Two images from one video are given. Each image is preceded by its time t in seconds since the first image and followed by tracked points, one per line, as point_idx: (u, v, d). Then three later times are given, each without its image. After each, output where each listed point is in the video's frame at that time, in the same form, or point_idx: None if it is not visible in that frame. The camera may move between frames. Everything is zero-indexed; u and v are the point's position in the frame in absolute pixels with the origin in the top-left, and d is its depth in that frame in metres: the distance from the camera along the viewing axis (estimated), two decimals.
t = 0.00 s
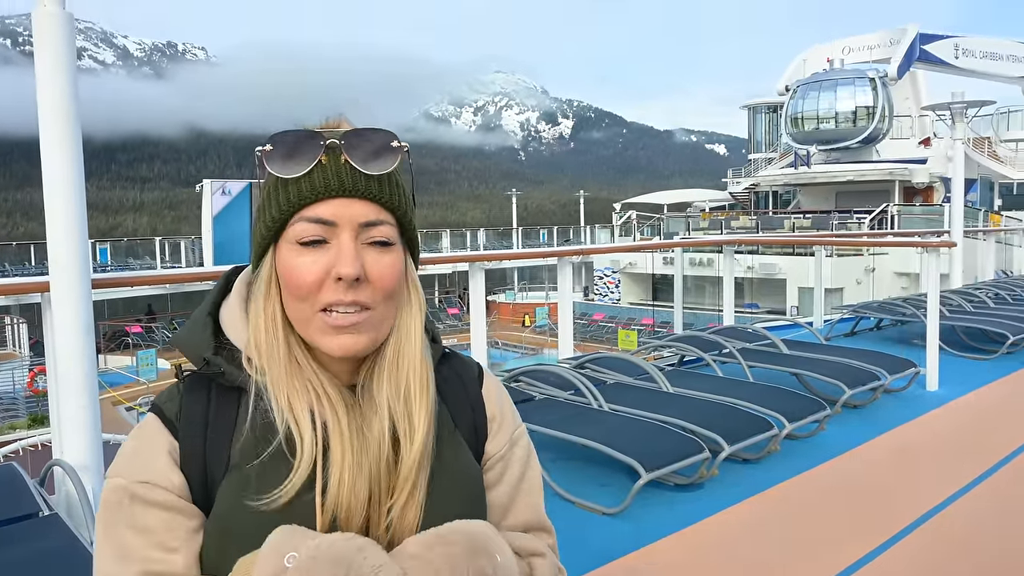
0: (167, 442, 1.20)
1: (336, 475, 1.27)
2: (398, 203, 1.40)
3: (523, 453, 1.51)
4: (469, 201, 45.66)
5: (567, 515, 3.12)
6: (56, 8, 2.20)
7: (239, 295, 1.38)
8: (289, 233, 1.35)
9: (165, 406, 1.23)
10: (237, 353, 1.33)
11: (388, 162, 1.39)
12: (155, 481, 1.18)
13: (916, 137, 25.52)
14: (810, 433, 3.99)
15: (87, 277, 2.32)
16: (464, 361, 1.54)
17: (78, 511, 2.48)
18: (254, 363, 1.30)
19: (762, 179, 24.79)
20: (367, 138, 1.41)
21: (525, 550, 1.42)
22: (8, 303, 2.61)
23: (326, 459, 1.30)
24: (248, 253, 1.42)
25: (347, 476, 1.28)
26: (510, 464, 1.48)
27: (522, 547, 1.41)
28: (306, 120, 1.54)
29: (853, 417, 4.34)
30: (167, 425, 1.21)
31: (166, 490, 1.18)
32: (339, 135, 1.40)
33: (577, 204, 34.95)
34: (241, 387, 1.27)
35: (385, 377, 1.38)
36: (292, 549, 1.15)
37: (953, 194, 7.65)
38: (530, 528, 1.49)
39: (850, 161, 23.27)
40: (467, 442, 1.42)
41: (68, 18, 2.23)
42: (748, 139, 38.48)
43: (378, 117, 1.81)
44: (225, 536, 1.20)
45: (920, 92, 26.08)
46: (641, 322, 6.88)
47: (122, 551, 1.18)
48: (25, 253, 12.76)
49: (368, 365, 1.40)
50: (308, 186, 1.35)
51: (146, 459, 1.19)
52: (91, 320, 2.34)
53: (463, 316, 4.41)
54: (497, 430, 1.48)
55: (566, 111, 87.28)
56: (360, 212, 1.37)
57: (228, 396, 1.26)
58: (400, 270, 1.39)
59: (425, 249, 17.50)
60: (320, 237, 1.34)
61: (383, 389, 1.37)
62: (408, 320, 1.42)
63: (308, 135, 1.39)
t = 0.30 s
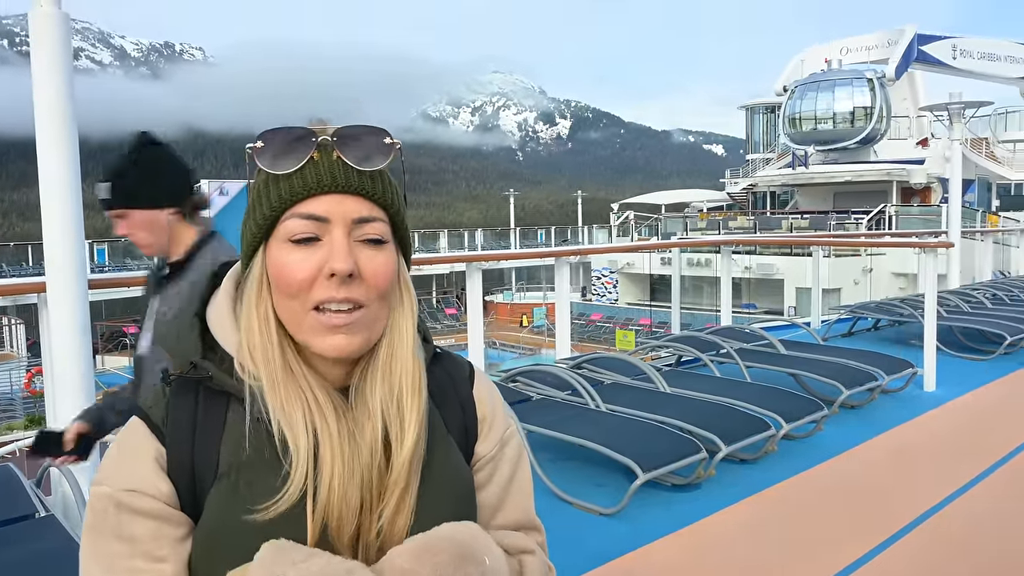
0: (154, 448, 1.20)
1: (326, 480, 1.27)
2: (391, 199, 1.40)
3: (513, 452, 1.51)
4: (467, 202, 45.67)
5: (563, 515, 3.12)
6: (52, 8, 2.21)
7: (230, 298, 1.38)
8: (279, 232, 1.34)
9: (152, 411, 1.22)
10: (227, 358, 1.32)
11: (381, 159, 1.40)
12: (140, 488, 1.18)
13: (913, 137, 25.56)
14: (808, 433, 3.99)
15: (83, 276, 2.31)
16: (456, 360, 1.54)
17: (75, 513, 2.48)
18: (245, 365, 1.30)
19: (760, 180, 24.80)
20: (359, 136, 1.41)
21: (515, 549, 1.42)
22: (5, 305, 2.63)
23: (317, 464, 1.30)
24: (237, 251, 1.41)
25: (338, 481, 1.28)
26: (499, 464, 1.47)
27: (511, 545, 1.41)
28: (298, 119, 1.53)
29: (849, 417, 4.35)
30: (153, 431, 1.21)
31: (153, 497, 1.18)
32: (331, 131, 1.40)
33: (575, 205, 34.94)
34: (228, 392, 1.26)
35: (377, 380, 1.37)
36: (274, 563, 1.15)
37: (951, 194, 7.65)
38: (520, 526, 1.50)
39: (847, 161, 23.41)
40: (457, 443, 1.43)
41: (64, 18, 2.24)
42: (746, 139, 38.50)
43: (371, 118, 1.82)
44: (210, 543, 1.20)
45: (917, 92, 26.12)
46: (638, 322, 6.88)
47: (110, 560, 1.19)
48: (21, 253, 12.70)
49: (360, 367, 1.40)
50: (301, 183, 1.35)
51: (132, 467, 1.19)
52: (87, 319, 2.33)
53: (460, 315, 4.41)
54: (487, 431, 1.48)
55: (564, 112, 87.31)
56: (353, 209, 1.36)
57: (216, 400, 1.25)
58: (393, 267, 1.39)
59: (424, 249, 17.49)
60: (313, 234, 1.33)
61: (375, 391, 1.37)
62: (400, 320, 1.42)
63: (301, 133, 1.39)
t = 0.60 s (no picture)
0: (141, 451, 1.19)
1: (318, 486, 1.27)
2: (384, 198, 1.40)
3: (508, 450, 1.52)
4: (466, 202, 45.69)
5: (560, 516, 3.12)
6: (46, 9, 2.14)
7: (218, 299, 1.37)
8: (271, 233, 1.34)
9: (138, 413, 1.22)
10: (216, 360, 1.32)
11: (374, 158, 1.40)
12: (126, 493, 1.16)
13: (911, 136, 25.60)
14: (806, 432, 4.00)
15: (79, 280, 2.24)
16: (449, 358, 1.55)
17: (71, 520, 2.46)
18: (235, 367, 1.30)
19: (758, 180, 24.81)
20: (352, 135, 1.42)
21: (510, 545, 1.42)
22: None
23: (310, 469, 1.30)
24: (227, 250, 1.41)
25: (332, 486, 1.28)
26: (494, 462, 1.48)
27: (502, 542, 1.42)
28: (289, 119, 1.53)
29: (846, 416, 4.36)
30: (140, 433, 1.20)
31: (141, 501, 1.17)
32: (324, 131, 1.41)
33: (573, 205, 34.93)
34: (217, 393, 1.26)
35: (371, 382, 1.38)
36: (266, 567, 1.15)
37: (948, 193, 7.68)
38: (516, 524, 1.51)
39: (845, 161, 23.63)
40: (452, 442, 1.43)
41: (58, 19, 2.17)
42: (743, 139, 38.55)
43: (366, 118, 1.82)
44: (200, 546, 1.20)
45: (915, 92, 26.16)
46: (637, 322, 6.89)
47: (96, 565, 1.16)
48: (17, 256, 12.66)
49: (353, 369, 1.40)
50: (292, 183, 1.35)
51: (118, 470, 1.17)
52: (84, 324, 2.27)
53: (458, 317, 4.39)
54: (482, 428, 1.49)
55: (561, 112, 87.30)
56: (346, 209, 1.36)
57: (205, 402, 1.25)
58: (386, 269, 1.39)
59: (423, 250, 17.48)
60: (305, 236, 1.34)
61: (369, 394, 1.37)
62: (393, 321, 1.42)
63: (293, 132, 1.40)
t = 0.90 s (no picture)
0: (136, 448, 1.18)
1: (315, 483, 1.28)
2: (381, 198, 1.41)
3: (504, 448, 1.52)
4: (463, 201, 45.69)
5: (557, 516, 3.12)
6: (39, 7, 2.13)
7: (213, 298, 1.37)
8: (266, 233, 1.34)
9: (134, 410, 1.21)
10: (211, 357, 1.31)
11: (372, 159, 1.41)
12: (123, 490, 1.16)
13: (909, 136, 25.61)
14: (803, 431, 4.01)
15: (73, 277, 2.24)
16: (446, 356, 1.56)
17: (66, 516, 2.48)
18: (231, 366, 1.30)
19: (755, 179, 24.88)
20: (350, 135, 1.42)
21: (506, 543, 1.42)
22: None
23: (307, 468, 1.30)
24: (221, 249, 1.41)
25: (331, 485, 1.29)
26: (490, 460, 1.49)
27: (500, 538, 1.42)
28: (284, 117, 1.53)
29: (844, 415, 4.37)
30: (135, 431, 1.19)
31: (136, 499, 1.17)
32: (320, 130, 1.41)
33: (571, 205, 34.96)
34: (213, 390, 1.26)
35: (367, 382, 1.39)
36: (262, 565, 1.15)
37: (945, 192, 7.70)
38: (512, 521, 1.51)
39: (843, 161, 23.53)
40: (448, 440, 1.44)
41: (51, 17, 2.15)
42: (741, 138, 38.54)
43: (365, 116, 1.82)
44: (197, 543, 1.20)
45: (912, 92, 26.18)
46: (634, 321, 6.90)
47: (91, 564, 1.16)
48: (14, 255, 12.64)
49: (349, 369, 1.41)
50: (287, 183, 1.35)
51: (114, 468, 1.17)
52: (79, 320, 2.26)
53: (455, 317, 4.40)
54: (477, 427, 1.49)
55: (559, 111, 87.31)
56: (342, 210, 1.37)
57: (200, 399, 1.25)
58: (382, 270, 1.39)
59: (420, 249, 17.46)
60: (301, 236, 1.34)
61: (365, 394, 1.38)
62: (389, 320, 1.43)
63: (289, 130, 1.40)
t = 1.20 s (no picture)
0: (136, 442, 1.19)
1: (313, 477, 1.27)
2: (377, 194, 1.41)
3: (502, 444, 1.52)
4: (460, 198, 45.63)
5: (554, 513, 3.14)
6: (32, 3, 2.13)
7: (211, 292, 1.37)
8: (262, 229, 1.34)
9: (133, 404, 1.22)
10: (208, 351, 1.32)
11: (368, 155, 1.41)
12: (121, 483, 1.17)
13: (906, 134, 25.56)
14: (800, 428, 4.02)
15: (68, 274, 2.24)
16: (444, 353, 1.56)
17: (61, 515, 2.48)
18: (229, 360, 1.30)
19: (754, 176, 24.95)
20: (347, 131, 1.42)
21: (504, 539, 1.43)
22: None
23: (304, 463, 1.30)
24: (219, 245, 1.41)
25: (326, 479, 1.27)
26: (487, 456, 1.49)
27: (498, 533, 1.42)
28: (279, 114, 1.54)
29: (841, 412, 4.37)
30: (135, 425, 1.21)
31: (136, 492, 1.18)
32: (316, 126, 1.41)
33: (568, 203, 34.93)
34: (211, 383, 1.27)
35: (363, 378, 1.39)
36: (257, 556, 1.14)
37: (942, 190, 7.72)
38: (511, 518, 1.51)
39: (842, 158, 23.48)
40: (445, 435, 1.44)
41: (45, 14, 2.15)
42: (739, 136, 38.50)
43: (363, 113, 1.82)
44: (194, 536, 1.20)
45: (910, 89, 26.12)
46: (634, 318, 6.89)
47: (90, 557, 1.16)
48: (9, 253, 12.59)
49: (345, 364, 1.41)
50: (283, 179, 1.35)
51: (113, 461, 1.18)
52: (73, 318, 2.27)
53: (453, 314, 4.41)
54: (475, 423, 1.49)
55: (556, 109, 87.25)
56: (337, 206, 1.36)
57: (198, 392, 1.27)
58: (378, 266, 1.39)
59: (418, 247, 17.43)
60: (296, 232, 1.34)
61: (361, 389, 1.37)
62: (385, 317, 1.43)
63: (285, 126, 1.40)
